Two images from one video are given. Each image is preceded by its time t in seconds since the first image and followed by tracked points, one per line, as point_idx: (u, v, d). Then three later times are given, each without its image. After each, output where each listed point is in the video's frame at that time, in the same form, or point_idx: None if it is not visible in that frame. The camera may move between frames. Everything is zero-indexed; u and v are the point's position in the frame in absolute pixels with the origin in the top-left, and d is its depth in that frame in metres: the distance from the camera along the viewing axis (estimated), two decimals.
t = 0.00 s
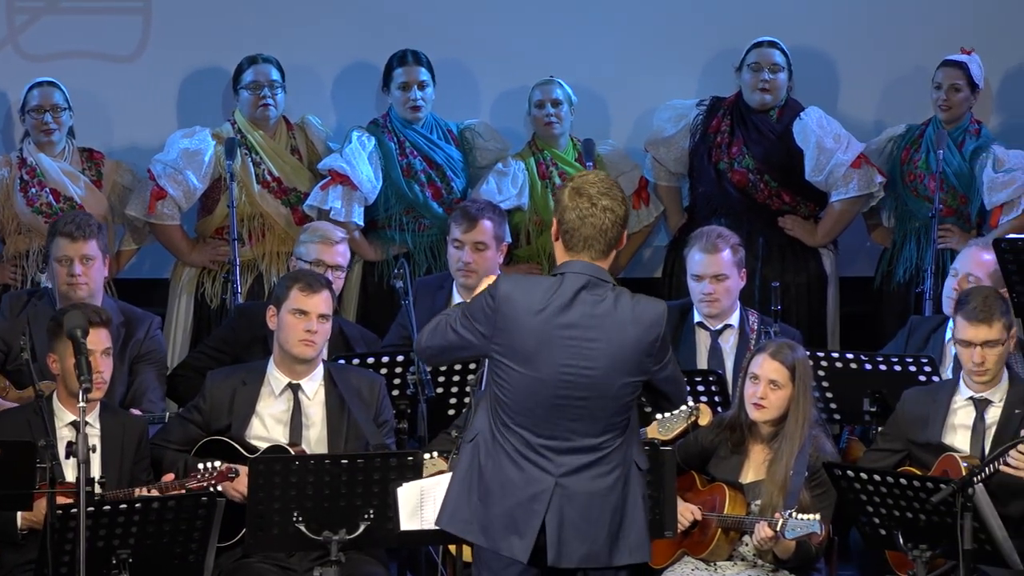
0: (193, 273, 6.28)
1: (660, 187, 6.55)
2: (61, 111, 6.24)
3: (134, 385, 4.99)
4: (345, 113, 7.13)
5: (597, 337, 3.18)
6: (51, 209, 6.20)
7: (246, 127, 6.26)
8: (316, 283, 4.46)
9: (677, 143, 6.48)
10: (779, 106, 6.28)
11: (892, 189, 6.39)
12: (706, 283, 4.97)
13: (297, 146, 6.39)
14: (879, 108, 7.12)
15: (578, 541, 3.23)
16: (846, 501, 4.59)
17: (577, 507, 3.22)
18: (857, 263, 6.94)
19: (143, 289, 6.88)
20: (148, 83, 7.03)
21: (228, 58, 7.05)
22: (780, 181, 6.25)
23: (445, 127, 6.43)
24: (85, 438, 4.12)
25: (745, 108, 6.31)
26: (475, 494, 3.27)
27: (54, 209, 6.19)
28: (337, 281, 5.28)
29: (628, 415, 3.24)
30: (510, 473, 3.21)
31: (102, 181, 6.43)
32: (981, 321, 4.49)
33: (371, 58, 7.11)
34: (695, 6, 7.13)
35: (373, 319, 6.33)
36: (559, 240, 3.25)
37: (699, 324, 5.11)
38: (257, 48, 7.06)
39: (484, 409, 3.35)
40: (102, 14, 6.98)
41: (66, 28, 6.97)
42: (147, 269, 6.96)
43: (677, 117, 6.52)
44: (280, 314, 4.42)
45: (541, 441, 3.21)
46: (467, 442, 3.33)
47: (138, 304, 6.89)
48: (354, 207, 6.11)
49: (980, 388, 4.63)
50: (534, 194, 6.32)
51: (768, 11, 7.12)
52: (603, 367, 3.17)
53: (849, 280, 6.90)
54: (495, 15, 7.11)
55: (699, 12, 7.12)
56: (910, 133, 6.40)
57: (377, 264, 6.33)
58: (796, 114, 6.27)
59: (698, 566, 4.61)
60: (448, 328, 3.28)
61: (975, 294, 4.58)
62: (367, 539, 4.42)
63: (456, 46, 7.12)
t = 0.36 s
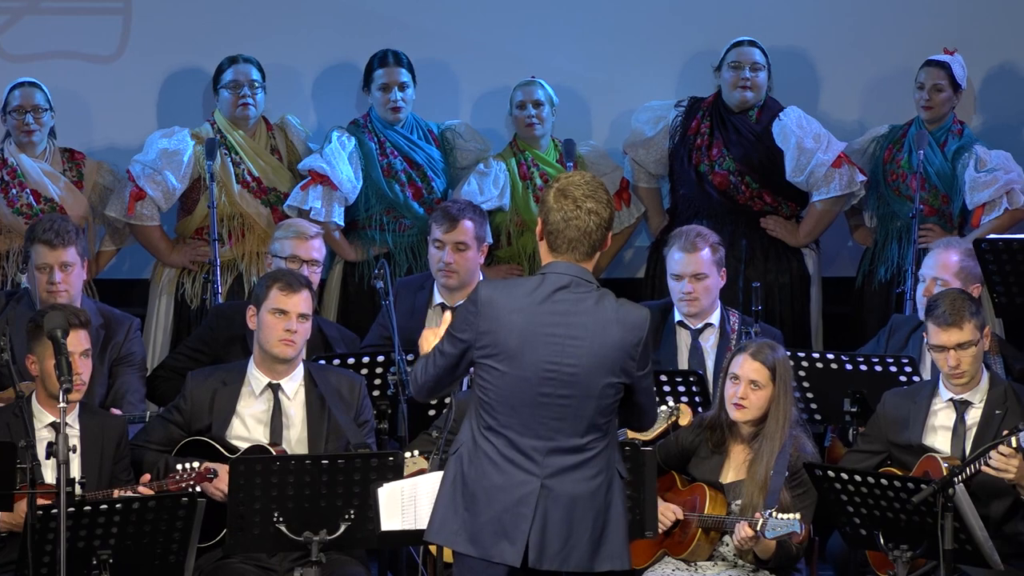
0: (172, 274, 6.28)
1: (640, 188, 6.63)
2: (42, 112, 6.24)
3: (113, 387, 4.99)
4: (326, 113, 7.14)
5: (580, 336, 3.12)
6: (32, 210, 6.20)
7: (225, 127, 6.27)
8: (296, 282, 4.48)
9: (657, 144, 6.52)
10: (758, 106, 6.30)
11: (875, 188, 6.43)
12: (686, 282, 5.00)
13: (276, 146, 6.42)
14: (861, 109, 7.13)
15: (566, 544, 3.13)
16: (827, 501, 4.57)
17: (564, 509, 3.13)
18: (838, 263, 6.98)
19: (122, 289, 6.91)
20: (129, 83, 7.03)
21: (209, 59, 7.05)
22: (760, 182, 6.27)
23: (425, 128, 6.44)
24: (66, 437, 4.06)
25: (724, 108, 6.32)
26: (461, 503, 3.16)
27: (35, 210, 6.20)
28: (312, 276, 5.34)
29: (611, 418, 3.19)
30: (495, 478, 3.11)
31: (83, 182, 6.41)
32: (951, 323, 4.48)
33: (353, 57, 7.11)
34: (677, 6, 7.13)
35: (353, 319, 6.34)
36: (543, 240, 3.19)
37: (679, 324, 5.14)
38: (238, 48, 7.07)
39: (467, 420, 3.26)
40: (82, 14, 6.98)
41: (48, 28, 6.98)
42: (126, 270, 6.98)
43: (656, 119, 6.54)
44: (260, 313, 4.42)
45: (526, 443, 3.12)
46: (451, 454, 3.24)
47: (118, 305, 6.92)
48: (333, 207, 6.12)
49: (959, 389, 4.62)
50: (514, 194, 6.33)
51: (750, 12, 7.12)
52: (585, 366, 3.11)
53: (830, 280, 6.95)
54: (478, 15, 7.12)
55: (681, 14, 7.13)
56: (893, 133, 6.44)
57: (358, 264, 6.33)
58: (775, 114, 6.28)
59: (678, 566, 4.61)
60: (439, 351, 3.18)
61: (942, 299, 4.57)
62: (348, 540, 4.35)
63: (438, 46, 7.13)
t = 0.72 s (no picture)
0: (152, 273, 6.28)
1: (620, 191, 6.62)
2: (22, 111, 6.23)
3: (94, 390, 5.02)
4: (306, 114, 7.14)
5: (550, 336, 3.14)
6: (12, 210, 6.14)
7: (204, 126, 6.28)
8: (275, 282, 4.47)
9: (635, 147, 6.51)
10: (735, 106, 6.33)
11: (856, 186, 6.45)
12: (664, 282, 5.02)
13: (255, 145, 6.43)
14: (841, 108, 7.15)
15: (538, 546, 3.16)
16: (808, 502, 4.55)
17: (536, 511, 3.16)
18: (820, 263, 7.00)
19: (102, 289, 6.91)
20: (110, 84, 7.03)
21: (190, 59, 7.05)
22: (739, 181, 6.28)
23: (405, 126, 6.46)
24: (46, 437, 4.03)
25: (702, 108, 6.35)
26: (434, 507, 3.18)
27: (16, 210, 6.14)
28: (284, 266, 5.33)
29: (582, 418, 3.21)
30: (468, 481, 3.13)
31: (64, 182, 6.44)
32: (933, 311, 4.56)
33: (334, 57, 7.12)
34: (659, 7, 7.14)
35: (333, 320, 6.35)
36: (512, 242, 3.21)
37: (659, 323, 5.17)
38: (218, 49, 7.07)
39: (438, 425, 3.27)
40: (61, 15, 6.97)
41: (30, 28, 6.98)
42: (105, 269, 6.98)
43: (633, 121, 6.52)
44: (239, 314, 4.42)
45: (499, 445, 3.14)
46: (423, 459, 3.25)
47: (97, 305, 6.92)
48: (314, 206, 6.13)
49: (938, 389, 4.65)
50: (494, 193, 6.34)
51: (731, 12, 7.13)
52: (554, 365, 3.14)
53: (812, 280, 6.97)
54: (460, 16, 7.13)
55: (662, 13, 7.14)
56: (875, 132, 6.49)
57: (338, 264, 6.33)
58: (752, 113, 6.31)
59: (659, 566, 4.61)
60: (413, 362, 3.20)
61: (930, 291, 4.64)
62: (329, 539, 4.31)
63: (420, 47, 7.14)
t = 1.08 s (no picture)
0: (133, 274, 6.29)
1: (603, 191, 6.65)
2: (4, 110, 6.23)
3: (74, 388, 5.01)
4: (287, 114, 7.14)
5: (497, 339, 3.16)
6: None
7: (184, 125, 6.28)
8: (251, 280, 4.47)
9: (617, 146, 6.55)
10: (716, 103, 6.35)
11: (837, 186, 6.48)
12: (644, 285, 5.03)
13: (235, 145, 6.43)
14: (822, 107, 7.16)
15: (491, 547, 3.18)
16: (788, 501, 4.52)
17: (489, 513, 3.18)
18: (802, 262, 7.03)
19: (83, 289, 6.91)
20: (90, 83, 7.03)
21: (169, 58, 7.05)
22: (720, 178, 6.30)
23: (386, 127, 6.48)
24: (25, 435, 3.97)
25: (682, 107, 6.35)
26: (387, 512, 3.20)
27: None
28: (257, 262, 5.33)
29: (531, 417, 3.23)
30: (419, 485, 3.15)
31: (45, 181, 6.43)
32: (918, 308, 4.57)
33: (314, 57, 7.12)
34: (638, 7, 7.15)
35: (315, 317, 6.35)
36: (454, 245, 3.21)
37: (638, 323, 5.18)
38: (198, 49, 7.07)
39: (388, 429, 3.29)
40: (41, 14, 6.97)
41: (9, 28, 6.98)
42: (86, 269, 6.99)
43: (615, 121, 6.56)
44: (217, 314, 4.42)
45: (450, 449, 3.16)
46: (375, 464, 3.26)
47: (79, 305, 6.92)
48: (293, 205, 6.15)
49: (919, 387, 4.65)
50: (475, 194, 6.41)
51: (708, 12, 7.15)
52: (504, 367, 3.15)
53: (793, 279, 7.00)
54: (439, 16, 7.14)
55: (639, 13, 7.15)
56: (855, 132, 6.48)
57: (318, 263, 6.34)
58: (734, 111, 6.35)
59: (640, 565, 4.61)
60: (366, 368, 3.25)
61: (915, 290, 4.64)
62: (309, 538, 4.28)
63: (400, 47, 7.15)
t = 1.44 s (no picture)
0: (112, 274, 6.29)
1: (583, 188, 6.64)
2: None
3: (54, 389, 5.03)
4: (267, 114, 7.15)
5: (438, 337, 3.15)
6: None
7: (165, 126, 6.30)
8: (223, 278, 4.48)
9: (600, 143, 6.54)
10: (701, 103, 6.39)
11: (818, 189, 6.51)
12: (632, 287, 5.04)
13: (215, 145, 6.44)
14: (798, 107, 7.18)
15: (449, 545, 3.20)
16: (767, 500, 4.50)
17: (446, 512, 3.18)
18: (782, 262, 7.06)
19: (64, 289, 6.92)
20: (70, 84, 7.03)
21: (149, 58, 7.06)
22: (703, 178, 6.33)
23: (365, 127, 6.50)
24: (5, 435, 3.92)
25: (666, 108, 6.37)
26: (344, 514, 3.21)
27: None
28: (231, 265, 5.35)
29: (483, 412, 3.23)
30: (374, 488, 3.16)
31: (25, 181, 6.45)
32: (899, 307, 4.55)
33: (295, 57, 7.13)
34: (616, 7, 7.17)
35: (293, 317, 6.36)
36: (385, 250, 3.19)
37: (619, 324, 5.21)
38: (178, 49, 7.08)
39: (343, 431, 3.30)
40: (20, 15, 6.97)
41: None
42: (67, 269, 6.99)
43: (599, 118, 6.58)
44: (191, 314, 4.44)
45: (404, 449, 3.17)
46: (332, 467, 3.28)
47: (60, 305, 6.93)
48: (272, 204, 6.17)
49: (899, 387, 4.65)
50: (456, 195, 6.46)
51: (686, 12, 7.17)
52: (450, 366, 3.15)
53: (773, 279, 7.02)
54: (418, 17, 7.15)
55: (618, 14, 7.17)
56: (834, 131, 6.54)
57: (297, 263, 6.36)
58: (720, 112, 6.38)
59: (620, 565, 4.62)
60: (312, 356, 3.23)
61: (896, 288, 4.64)
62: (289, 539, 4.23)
63: (379, 47, 7.16)
